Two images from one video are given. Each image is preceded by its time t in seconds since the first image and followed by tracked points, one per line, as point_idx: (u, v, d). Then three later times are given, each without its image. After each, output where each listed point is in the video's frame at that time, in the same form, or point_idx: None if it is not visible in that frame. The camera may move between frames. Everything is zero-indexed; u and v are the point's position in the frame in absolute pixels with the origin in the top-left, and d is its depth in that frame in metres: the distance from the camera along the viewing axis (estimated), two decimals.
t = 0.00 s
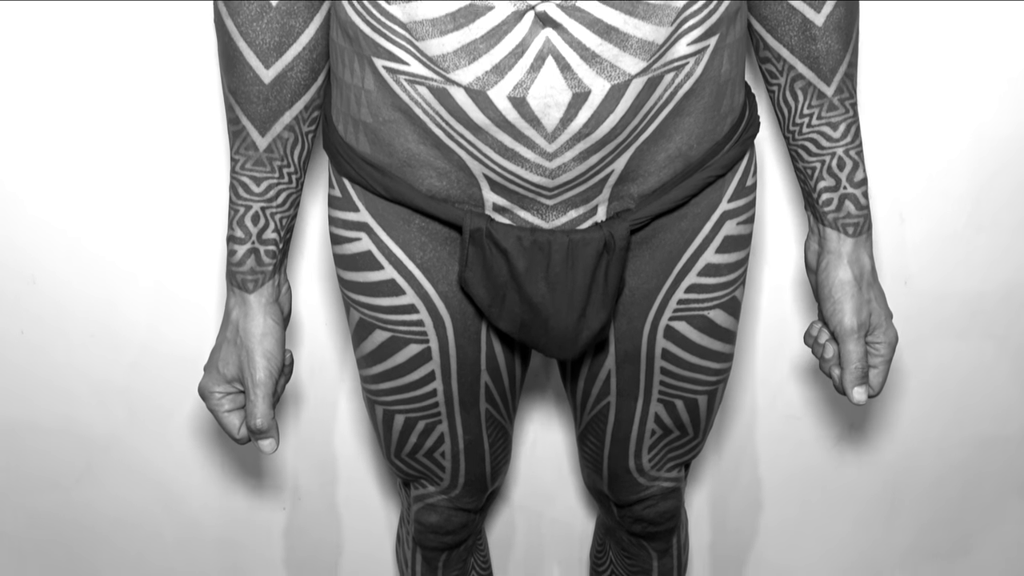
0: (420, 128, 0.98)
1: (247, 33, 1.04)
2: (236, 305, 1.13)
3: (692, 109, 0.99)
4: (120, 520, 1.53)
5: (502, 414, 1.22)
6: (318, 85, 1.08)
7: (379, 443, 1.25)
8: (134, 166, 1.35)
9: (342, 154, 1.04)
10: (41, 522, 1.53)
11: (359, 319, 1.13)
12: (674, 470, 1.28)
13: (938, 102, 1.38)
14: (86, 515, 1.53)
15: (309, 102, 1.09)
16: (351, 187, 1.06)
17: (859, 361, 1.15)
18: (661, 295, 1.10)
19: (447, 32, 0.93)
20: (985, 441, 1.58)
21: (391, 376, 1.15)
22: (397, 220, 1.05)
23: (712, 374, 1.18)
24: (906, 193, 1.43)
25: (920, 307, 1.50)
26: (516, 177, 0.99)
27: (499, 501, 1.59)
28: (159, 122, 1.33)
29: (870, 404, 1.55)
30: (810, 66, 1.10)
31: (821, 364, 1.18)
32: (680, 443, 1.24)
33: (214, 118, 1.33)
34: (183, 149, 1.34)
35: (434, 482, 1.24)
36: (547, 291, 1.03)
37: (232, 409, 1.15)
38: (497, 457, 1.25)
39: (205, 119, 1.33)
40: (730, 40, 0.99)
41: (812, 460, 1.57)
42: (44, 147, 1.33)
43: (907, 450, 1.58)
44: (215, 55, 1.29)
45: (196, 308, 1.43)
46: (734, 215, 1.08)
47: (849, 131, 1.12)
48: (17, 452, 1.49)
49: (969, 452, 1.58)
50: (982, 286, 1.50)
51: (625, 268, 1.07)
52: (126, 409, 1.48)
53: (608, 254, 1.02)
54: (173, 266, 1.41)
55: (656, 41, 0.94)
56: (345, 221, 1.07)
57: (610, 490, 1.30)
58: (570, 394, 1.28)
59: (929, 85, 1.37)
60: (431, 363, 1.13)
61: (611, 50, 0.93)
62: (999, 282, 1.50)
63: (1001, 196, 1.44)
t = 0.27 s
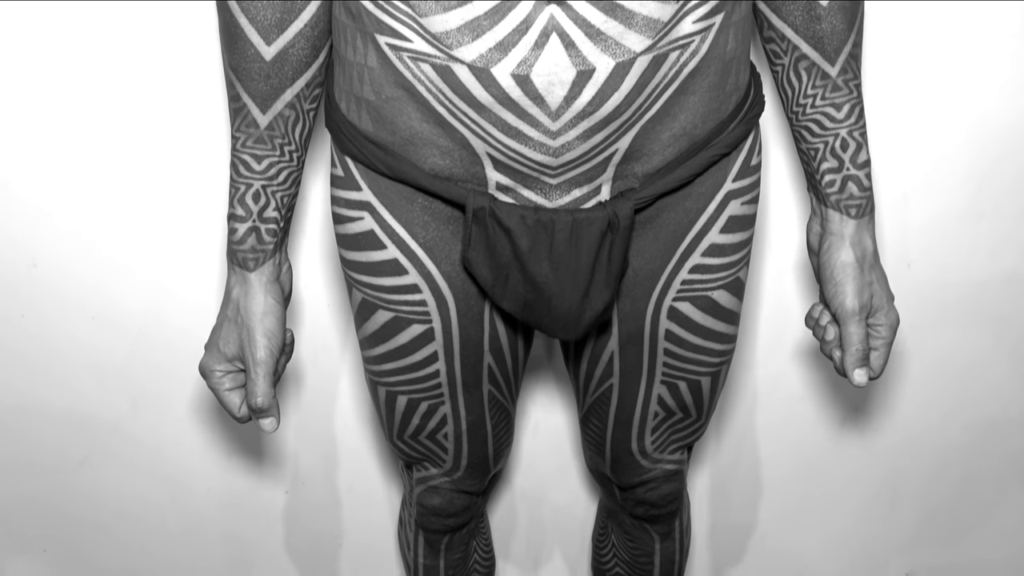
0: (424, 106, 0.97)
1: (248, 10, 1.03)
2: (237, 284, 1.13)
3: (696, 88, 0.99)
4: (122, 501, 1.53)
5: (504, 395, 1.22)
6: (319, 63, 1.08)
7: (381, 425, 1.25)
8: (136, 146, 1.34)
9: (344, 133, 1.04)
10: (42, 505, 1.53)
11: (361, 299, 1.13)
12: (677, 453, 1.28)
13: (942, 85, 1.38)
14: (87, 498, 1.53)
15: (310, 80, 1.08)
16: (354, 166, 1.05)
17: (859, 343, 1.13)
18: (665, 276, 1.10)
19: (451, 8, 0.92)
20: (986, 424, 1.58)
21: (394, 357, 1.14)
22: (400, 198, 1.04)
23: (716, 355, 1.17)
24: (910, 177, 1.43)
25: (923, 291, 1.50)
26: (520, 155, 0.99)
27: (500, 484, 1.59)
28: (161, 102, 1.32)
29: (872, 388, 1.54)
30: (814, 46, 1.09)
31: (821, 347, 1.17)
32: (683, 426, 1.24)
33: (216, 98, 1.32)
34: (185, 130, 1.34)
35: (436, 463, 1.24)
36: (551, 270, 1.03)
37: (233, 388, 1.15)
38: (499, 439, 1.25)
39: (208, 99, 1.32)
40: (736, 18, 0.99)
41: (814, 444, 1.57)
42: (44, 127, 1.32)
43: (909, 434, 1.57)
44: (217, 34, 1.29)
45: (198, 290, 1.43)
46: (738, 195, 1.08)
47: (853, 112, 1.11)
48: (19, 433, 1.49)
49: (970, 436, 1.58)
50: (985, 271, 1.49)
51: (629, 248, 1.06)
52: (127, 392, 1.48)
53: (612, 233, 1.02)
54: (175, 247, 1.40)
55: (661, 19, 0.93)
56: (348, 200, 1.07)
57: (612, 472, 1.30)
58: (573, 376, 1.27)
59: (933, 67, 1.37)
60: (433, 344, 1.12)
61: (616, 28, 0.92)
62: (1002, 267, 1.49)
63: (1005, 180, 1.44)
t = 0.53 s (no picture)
0: (428, 84, 0.96)
1: None
2: (243, 267, 1.12)
3: (703, 64, 0.98)
4: (127, 487, 1.53)
5: (509, 377, 1.21)
6: (323, 43, 1.07)
7: (385, 408, 1.24)
8: (139, 129, 1.33)
9: (347, 112, 1.03)
10: (47, 490, 1.52)
11: (366, 281, 1.12)
12: (681, 434, 1.27)
13: (948, 63, 1.37)
14: (91, 483, 1.52)
15: (314, 61, 1.07)
16: (358, 146, 1.04)
17: (869, 322, 1.13)
18: (671, 256, 1.09)
19: None
20: (989, 405, 1.58)
21: (399, 338, 1.14)
22: (405, 178, 1.04)
23: (721, 336, 1.17)
24: (915, 156, 1.42)
25: (928, 271, 1.49)
26: (525, 134, 0.98)
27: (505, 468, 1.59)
28: (164, 84, 1.31)
29: (877, 369, 1.54)
30: (822, 23, 1.08)
31: (830, 327, 1.17)
32: (688, 407, 1.23)
33: (220, 80, 1.31)
34: (189, 112, 1.33)
35: (441, 446, 1.24)
36: (557, 250, 1.02)
37: (239, 371, 1.14)
38: (504, 421, 1.24)
39: (211, 81, 1.31)
40: None
41: (820, 425, 1.57)
42: (44, 110, 1.31)
43: (914, 416, 1.57)
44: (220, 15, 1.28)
45: (202, 274, 1.42)
46: (744, 173, 1.07)
47: (861, 89, 1.10)
48: (22, 419, 1.48)
49: (975, 416, 1.58)
50: (990, 250, 1.49)
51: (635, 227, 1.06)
52: (131, 376, 1.47)
53: (618, 213, 1.01)
54: (178, 231, 1.39)
55: None
56: (352, 181, 1.06)
57: (616, 454, 1.29)
58: (578, 358, 1.27)
59: (939, 45, 1.36)
60: (438, 325, 1.12)
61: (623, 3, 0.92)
62: (1007, 246, 1.49)
63: (1010, 158, 1.43)
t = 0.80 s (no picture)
0: (433, 66, 0.96)
1: None
2: (245, 252, 1.12)
3: (710, 48, 0.97)
4: (129, 473, 1.53)
5: (511, 363, 1.21)
6: (326, 27, 1.06)
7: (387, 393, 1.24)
8: (141, 114, 1.33)
9: (351, 95, 1.02)
10: (48, 476, 1.52)
11: (369, 265, 1.12)
12: (683, 421, 1.27)
13: (954, 49, 1.36)
14: (93, 469, 1.52)
15: (317, 44, 1.06)
16: (362, 129, 1.04)
17: (874, 309, 1.12)
18: (676, 241, 1.09)
19: None
20: (991, 393, 1.58)
21: (401, 323, 1.13)
22: (408, 161, 1.03)
23: (724, 322, 1.17)
24: (921, 143, 1.42)
25: (932, 259, 1.49)
26: (530, 117, 0.97)
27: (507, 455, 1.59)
28: (166, 68, 1.30)
29: (880, 357, 1.54)
30: (830, 8, 1.08)
31: (835, 314, 1.16)
32: (690, 393, 1.23)
33: (223, 64, 1.31)
34: (191, 96, 1.32)
35: (443, 432, 1.23)
36: (561, 235, 1.02)
37: (241, 356, 1.14)
38: (505, 407, 1.24)
39: (214, 65, 1.31)
40: None
41: (822, 413, 1.57)
42: (45, 94, 1.30)
43: (916, 404, 1.57)
44: None
45: (204, 259, 1.42)
46: (749, 158, 1.07)
47: (868, 74, 1.10)
48: (24, 405, 1.48)
49: (977, 405, 1.58)
50: (994, 238, 1.49)
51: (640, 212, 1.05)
52: (132, 362, 1.47)
53: (623, 197, 1.01)
54: (180, 216, 1.39)
55: None
56: (355, 164, 1.06)
57: (618, 441, 1.29)
58: (581, 344, 1.27)
59: (946, 31, 1.35)
60: (441, 310, 1.12)
61: None
62: (1012, 234, 1.49)
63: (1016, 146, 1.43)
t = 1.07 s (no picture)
0: (434, 42, 0.95)
1: None
2: (245, 231, 1.11)
3: (712, 24, 0.97)
4: (129, 455, 1.53)
5: (512, 344, 1.20)
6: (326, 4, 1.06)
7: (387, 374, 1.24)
8: (140, 93, 1.32)
9: (351, 71, 1.01)
10: (48, 459, 1.52)
11: (370, 245, 1.11)
12: (683, 402, 1.26)
13: (957, 29, 1.36)
14: (93, 451, 1.52)
15: (317, 22, 1.06)
16: (362, 107, 1.03)
17: (875, 289, 1.12)
18: (678, 220, 1.08)
19: None
20: (992, 375, 1.57)
21: (402, 303, 1.13)
22: (409, 139, 1.03)
23: (726, 303, 1.16)
24: (923, 124, 1.41)
25: (934, 241, 1.48)
26: (532, 94, 0.97)
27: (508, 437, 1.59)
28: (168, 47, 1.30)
29: (881, 339, 1.54)
30: None
31: (836, 294, 1.16)
32: (692, 374, 1.22)
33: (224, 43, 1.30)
34: (192, 76, 1.32)
35: (443, 413, 1.23)
36: (563, 213, 1.01)
37: (241, 336, 1.13)
38: (506, 388, 1.23)
39: (215, 44, 1.31)
40: None
41: (822, 395, 1.57)
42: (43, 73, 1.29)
43: (917, 387, 1.57)
44: None
45: (204, 241, 1.41)
46: (752, 136, 1.06)
47: (871, 52, 1.09)
48: (23, 387, 1.47)
49: (977, 388, 1.58)
50: (996, 220, 1.48)
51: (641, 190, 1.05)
52: (132, 344, 1.47)
53: (625, 174, 1.00)
54: (180, 197, 1.38)
55: None
56: (356, 142, 1.05)
57: (619, 423, 1.28)
58: (581, 325, 1.26)
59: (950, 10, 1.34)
60: (442, 290, 1.11)
61: None
62: (1013, 216, 1.48)
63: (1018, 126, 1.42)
